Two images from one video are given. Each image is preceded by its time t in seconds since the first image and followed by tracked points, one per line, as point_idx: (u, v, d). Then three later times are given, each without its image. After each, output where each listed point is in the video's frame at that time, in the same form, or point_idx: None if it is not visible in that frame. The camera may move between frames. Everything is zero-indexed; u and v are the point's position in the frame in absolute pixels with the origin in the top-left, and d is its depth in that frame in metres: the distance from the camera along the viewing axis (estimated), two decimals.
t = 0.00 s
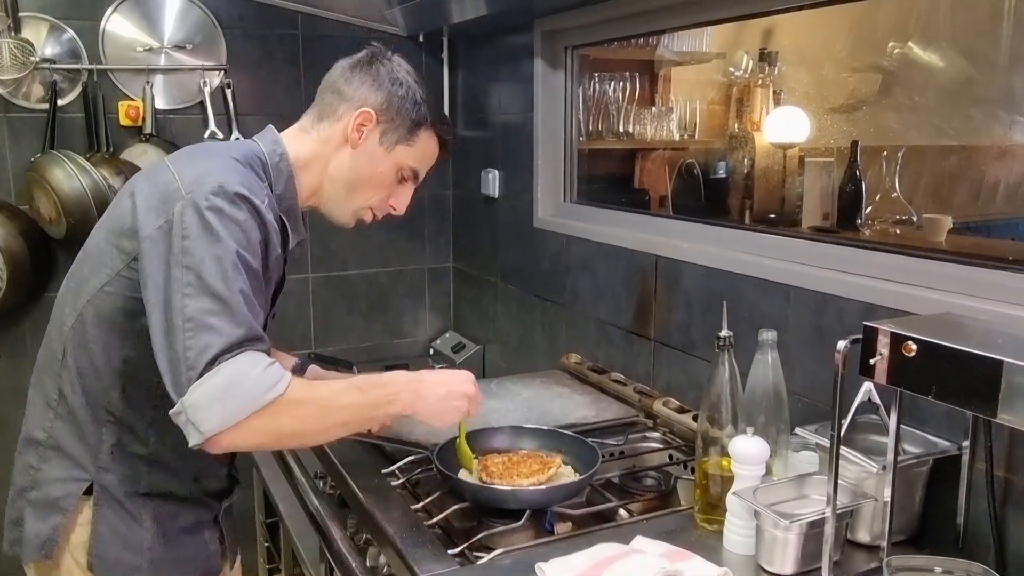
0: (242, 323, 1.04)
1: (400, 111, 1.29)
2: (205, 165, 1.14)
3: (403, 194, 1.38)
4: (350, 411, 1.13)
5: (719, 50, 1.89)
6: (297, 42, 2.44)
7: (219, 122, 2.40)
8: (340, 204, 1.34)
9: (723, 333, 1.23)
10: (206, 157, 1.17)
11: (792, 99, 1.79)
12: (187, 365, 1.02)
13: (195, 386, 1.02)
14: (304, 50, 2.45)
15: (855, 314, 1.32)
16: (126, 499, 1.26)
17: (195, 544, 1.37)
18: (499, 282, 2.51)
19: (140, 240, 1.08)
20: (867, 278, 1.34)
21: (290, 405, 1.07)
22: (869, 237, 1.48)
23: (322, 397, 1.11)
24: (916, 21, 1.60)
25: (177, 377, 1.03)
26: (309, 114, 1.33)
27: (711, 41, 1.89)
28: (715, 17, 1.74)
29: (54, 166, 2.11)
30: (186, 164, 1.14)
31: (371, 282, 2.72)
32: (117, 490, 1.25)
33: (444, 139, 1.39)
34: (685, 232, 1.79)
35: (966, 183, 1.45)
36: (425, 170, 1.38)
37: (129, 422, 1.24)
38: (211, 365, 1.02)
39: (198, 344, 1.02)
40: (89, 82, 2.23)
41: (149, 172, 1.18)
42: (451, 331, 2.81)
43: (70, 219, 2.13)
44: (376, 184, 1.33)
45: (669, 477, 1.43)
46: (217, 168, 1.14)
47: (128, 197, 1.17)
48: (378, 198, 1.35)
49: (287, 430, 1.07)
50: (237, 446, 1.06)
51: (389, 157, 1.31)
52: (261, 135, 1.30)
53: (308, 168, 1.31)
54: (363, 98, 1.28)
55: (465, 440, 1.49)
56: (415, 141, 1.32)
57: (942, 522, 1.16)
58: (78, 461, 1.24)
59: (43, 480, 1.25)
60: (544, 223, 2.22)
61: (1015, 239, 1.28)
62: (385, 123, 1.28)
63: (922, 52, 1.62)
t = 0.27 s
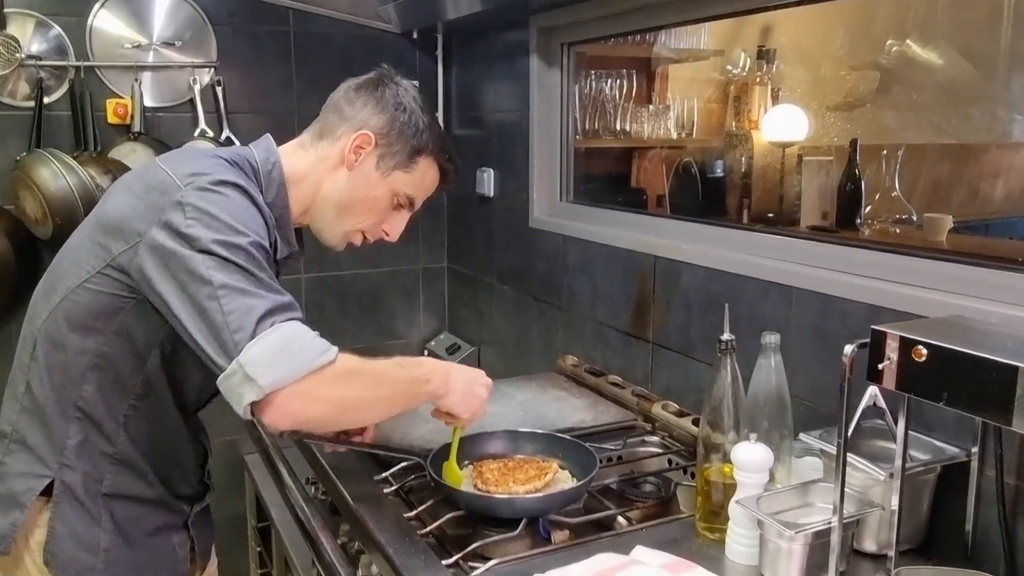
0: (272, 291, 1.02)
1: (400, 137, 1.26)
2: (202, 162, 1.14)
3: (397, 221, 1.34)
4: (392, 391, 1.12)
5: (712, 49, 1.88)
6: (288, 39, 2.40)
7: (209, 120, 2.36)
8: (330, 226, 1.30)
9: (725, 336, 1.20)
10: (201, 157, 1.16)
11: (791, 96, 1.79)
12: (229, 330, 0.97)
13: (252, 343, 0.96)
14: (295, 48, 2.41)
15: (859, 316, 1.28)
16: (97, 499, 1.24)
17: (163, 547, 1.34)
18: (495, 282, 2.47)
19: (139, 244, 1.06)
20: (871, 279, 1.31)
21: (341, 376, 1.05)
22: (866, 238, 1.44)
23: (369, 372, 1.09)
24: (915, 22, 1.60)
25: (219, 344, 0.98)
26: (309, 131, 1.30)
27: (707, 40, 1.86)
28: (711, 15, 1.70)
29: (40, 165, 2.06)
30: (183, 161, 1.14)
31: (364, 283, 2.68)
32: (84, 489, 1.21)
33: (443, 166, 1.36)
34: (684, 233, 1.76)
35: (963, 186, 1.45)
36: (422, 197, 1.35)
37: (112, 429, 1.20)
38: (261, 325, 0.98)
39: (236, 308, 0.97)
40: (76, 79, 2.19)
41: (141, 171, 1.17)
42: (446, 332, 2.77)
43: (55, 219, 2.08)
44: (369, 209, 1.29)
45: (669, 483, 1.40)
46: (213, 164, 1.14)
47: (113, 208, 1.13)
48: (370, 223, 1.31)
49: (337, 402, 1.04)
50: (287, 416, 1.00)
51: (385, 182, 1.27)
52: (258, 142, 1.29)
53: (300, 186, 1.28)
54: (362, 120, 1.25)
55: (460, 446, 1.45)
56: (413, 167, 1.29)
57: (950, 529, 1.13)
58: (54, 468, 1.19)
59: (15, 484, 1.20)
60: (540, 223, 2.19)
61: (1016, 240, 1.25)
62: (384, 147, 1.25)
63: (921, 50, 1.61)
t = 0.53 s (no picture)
0: (216, 320, 0.97)
1: (395, 127, 1.20)
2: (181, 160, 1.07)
3: (393, 215, 1.29)
4: (327, 433, 1.05)
5: (713, 37, 1.86)
6: (279, 28, 2.34)
7: (198, 110, 2.30)
8: (323, 220, 1.24)
9: (733, 333, 1.15)
10: (182, 153, 1.10)
11: (791, 87, 1.74)
12: (155, 358, 0.93)
13: (168, 378, 0.93)
14: (286, 36, 2.35)
15: (872, 312, 1.23)
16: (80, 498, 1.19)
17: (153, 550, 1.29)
18: (491, 276, 2.42)
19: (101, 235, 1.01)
20: (883, 274, 1.26)
21: (266, 418, 1.00)
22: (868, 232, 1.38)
23: (300, 414, 1.03)
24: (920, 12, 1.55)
25: (142, 368, 0.94)
26: (301, 121, 1.25)
27: (708, 28, 1.84)
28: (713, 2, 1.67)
29: (23, 156, 2.00)
30: (161, 158, 1.08)
31: (358, 277, 2.62)
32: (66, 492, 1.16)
33: (442, 159, 1.30)
34: (686, 226, 1.71)
35: (967, 177, 1.40)
36: (420, 190, 1.29)
37: (93, 430, 1.15)
38: (183, 361, 0.93)
39: (168, 335, 0.93)
40: (60, 67, 2.13)
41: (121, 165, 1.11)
42: (441, 327, 2.72)
43: (39, 210, 2.01)
44: (363, 202, 1.23)
45: (672, 485, 1.35)
46: (193, 163, 1.07)
47: (89, 199, 1.08)
48: (365, 216, 1.25)
49: (257, 444, 0.99)
50: (195, 455, 0.96)
51: (379, 175, 1.21)
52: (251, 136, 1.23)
53: (293, 179, 1.22)
54: (356, 110, 1.19)
55: (457, 447, 1.40)
56: (410, 160, 1.23)
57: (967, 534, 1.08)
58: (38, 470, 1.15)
59: None
60: (538, 215, 2.14)
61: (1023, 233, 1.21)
62: (378, 138, 1.20)
63: (924, 40, 1.56)
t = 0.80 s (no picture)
0: (153, 358, 0.92)
1: (387, 111, 1.13)
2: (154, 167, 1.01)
3: (389, 204, 1.22)
4: (257, 498, 0.99)
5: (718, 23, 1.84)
6: (270, 13, 2.26)
7: (186, 99, 2.23)
8: (315, 212, 1.18)
9: (749, 330, 1.08)
10: (157, 158, 1.03)
11: (796, 76, 1.66)
12: (83, 394, 0.90)
13: (86, 423, 0.89)
14: (278, 22, 2.28)
15: (892, 306, 1.17)
16: (60, 504, 1.13)
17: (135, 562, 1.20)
18: (489, 270, 2.36)
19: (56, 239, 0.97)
20: (903, 266, 1.19)
21: (190, 474, 0.95)
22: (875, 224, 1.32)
23: (230, 476, 0.98)
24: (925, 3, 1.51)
25: (73, 402, 0.91)
26: (287, 109, 1.18)
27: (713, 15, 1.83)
28: None
29: (3, 144, 1.92)
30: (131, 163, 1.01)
31: (352, 271, 2.56)
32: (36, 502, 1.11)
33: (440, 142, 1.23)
34: (693, 218, 1.64)
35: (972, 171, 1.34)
36: (416, 177, 1.22)
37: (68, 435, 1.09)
38: (106, 406, 0.90)
39: (100, 371, 0.90)
40: (42, 53, 2.05)
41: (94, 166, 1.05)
42: (437, 323, 2.65)
43: (20, 202, 1.93)
44: (355, 191, 1.16)
45: (680, 489, 1.29)
46: (165, 171, 1.01)
47: (58, 197, 1.03)
48: (358, 207, 1.18)
49: (173, 499, 0.95)
50: (107, 498, 0.93)
51: (371, 162, 1.14)
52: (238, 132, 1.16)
53: (281, 171, 1.15)
54: (344, 94, 1.12)
55: (456, 449, 1.34)
56: (403, 146, 1.16)
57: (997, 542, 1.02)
58: (13, 475, 1.10)
59: None
60: (537, 207, 2.07)
61: None
62: (369, 124, 1.13)
63: (929, 29, 1.50)
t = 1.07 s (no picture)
0: (135, 361, 0.85)
1: (372, 90, 1.05)
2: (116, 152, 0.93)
3: (377, 190, 1.14)
4: (265, 509, 0.91)
5: None
6: None
7: (166, 74, 2.14)
8: (295, 197, 1.11)
9: (759, 313, 1.01)
10: (121, 142, 0.96)
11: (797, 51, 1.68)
12: (61, 408, 0.84)
13: (67, 439, 0.83)
14: None
15: (909, 288, 1.10)
16: (25, 501, 1.06)
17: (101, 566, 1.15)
18: (481, 251, 2.29)
19: (16, 241, 0.89)
20: (920, 245, 1.12)
21: (187, 489, 0.88)
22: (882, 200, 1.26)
23: (233, 486, 0.90)
24: None
25: (51, 417, 0.85)
26: (265, 86, 1.10)
27: None
28: None
29: None
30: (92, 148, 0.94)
31: (341, 253, 2.48)
32: None
33: (432, 122, 1.15)
34: (696, 196, 1.57)
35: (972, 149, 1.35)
36: (405, 160, 1.15)
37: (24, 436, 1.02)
38: (88, 415, 0.83)
39: (77, 381, 0.83)
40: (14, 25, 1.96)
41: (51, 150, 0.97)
42: (429, 305, 2.58)
43: None
44: (338, 176, 1.09)
45: (684, 480, 1.23)
46: (130, 157, 0.93)
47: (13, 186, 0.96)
48: (342, 192, 1.11)
49: (173, 516, 0.88)
50: (100, 522, 0.86)
51: (355, 145, 1.07)
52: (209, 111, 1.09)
53: (258, 153, 1.09)
54: (326, 70, 1.04)
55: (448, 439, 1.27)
56: (390, 128, 1.08)
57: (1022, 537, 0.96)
58: None
59: None
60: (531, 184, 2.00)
61: None
62: (351, 103, 1.05)
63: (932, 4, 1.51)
